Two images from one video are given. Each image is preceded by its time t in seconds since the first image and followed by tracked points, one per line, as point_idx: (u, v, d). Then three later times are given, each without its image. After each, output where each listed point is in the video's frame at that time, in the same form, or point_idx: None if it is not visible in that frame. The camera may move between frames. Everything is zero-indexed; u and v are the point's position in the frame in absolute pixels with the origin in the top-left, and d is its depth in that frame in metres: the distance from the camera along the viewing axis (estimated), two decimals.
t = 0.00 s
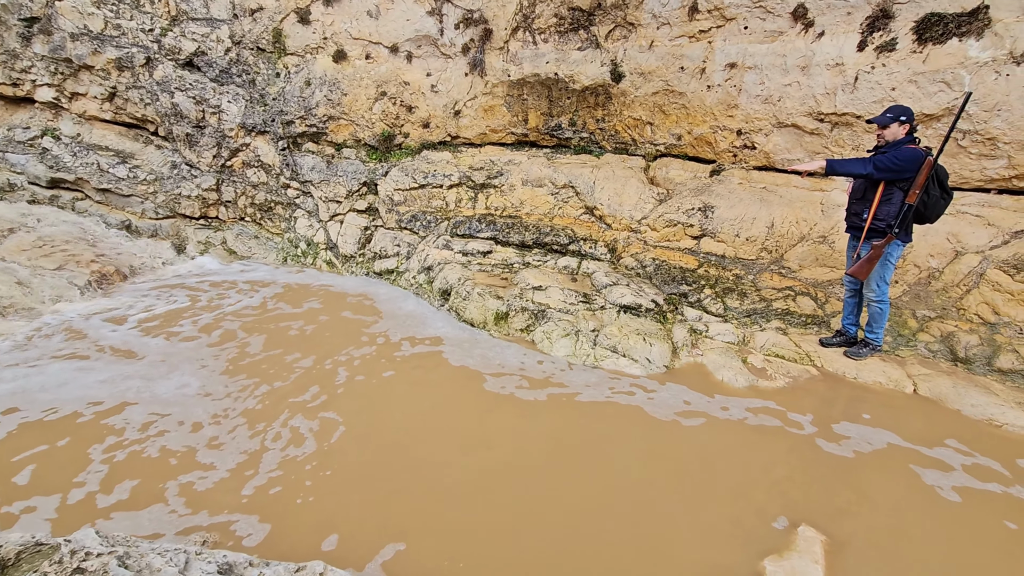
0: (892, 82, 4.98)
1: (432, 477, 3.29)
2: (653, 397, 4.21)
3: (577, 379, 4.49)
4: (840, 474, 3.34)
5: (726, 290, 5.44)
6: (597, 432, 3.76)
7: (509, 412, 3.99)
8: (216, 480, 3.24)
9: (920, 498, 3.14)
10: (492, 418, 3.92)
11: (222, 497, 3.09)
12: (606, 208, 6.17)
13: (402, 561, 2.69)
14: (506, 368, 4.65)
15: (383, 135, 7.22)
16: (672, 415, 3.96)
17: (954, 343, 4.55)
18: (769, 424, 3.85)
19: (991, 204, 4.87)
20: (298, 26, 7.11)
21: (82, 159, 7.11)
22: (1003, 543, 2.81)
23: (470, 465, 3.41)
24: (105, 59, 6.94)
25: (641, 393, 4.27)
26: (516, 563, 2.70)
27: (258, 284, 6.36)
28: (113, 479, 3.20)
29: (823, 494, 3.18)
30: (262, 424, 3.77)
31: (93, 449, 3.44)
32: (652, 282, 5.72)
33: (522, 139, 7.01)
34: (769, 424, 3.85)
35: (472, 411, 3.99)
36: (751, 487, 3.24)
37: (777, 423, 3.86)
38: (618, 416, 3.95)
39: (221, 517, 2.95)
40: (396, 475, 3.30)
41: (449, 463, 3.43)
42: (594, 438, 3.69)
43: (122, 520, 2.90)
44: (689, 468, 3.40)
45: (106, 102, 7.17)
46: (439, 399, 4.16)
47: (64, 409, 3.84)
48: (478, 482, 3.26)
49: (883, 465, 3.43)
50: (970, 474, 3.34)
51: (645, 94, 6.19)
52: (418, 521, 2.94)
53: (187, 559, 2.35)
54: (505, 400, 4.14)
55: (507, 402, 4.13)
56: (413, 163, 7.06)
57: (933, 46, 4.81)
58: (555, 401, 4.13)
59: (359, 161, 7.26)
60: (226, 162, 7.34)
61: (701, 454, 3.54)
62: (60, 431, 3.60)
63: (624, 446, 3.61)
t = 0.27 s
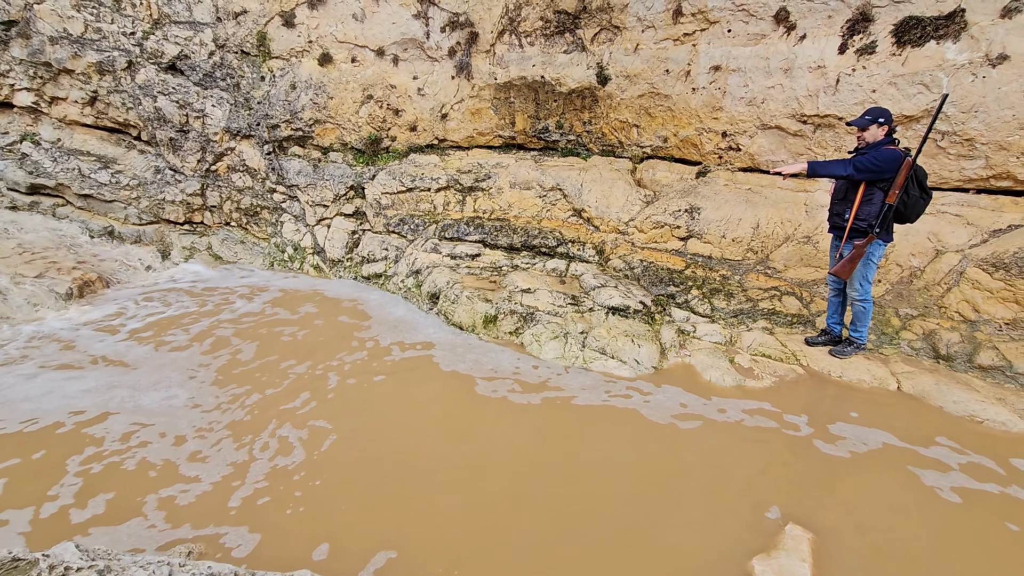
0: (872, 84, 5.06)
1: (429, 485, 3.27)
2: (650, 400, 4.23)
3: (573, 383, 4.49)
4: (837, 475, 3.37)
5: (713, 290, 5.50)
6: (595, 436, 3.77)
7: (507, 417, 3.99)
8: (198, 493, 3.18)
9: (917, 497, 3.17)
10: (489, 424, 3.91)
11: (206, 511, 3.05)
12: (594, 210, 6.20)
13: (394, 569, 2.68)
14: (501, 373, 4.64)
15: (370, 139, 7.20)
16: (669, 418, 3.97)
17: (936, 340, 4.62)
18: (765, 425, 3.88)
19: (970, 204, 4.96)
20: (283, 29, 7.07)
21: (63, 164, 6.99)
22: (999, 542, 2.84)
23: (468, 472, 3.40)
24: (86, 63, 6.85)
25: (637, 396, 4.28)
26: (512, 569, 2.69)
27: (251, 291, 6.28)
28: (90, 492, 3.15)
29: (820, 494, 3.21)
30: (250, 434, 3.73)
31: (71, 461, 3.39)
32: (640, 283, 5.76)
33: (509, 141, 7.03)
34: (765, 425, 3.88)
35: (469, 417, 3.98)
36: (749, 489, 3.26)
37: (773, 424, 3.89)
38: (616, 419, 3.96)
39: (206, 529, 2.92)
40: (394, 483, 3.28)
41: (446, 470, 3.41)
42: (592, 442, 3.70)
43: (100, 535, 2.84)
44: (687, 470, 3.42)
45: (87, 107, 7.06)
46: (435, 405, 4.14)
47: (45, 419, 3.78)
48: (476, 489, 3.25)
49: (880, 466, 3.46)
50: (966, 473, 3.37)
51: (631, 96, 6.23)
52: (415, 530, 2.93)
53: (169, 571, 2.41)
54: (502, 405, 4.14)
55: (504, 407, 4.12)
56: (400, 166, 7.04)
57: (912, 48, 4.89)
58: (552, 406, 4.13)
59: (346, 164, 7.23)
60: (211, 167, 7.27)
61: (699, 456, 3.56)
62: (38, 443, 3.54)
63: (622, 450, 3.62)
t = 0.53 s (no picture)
0: (866, 83, 5.08)
1: (435, 489, 3.25)
2: (656, 401, 4.21)
3: (578, 385, 4.47)
4: (846, 475, 3.35)
5: (710, 289, 5.51)
6: (602, 439, 3.74)
7: (513, 420, 3.96)
8: (192, 502, 3.15)
9: (927, 498, 3.16)
10: (494, 426, 3.88)
11: (200, 518, 3.03)
12: (590, 210, 6.20)
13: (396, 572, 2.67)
14: (506, 376, 4.61)
15: (366, 140, 7.19)
16: (674, 419, 3.96)
17: (932, 337, 4.65)
18: (772, 426, 3.86)
19: (964, 201, 4.99)
20: (278, 32, 7.06)
21: (57, 167, 6.98)
22: (1011, 543, 2.83)
23: (475, 476, 3.37)
24: (80, 66, 6.84)
25: (642, 397, 4.27)
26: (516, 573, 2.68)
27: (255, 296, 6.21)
28: (80, 499, 3.12)
29: (830, 495, 3.19)
30: (249, 441, 3.70)
31: (64, 467, 3.37)
32: (637, 283, 5.78)
33: (506, 142, 7.04)
34: (772, 425, 3.87)
35: (475, 420, 3.96)
36: (758, 490, 3.25)
37: (780, 424, 3.88)
38: (622, 421, 3.94)
39: (202, 536, 2.90)
40: (400, 488, 3.26)
41: (452, 474, 3.39)
42: (599, 445, 3.68)
43: (91, 543, 2.82)
44: (695, 472, 3.40)
45: (82, 110, 7.05)
46: (439, 408, 4.11)
47: (40, 424, 3.77)
48: (483, 493, 3.23)
49: (888, 465, 3.45)
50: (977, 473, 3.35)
51: (626, 96, 6.24)
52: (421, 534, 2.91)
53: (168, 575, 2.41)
54: (506, 408, 4.12)
55: (508, 409, 4.10)
56: (397, 168, 7.03)
57: (905, 47, 4.92)
58: (558, 408, 4.11)
59: (343, 166, 7.22)
60: (206, 169, 7.24)
61: (706, 458, 3.54)
62: (31, 448, 3.54)
63: (630, 452, 3.59)
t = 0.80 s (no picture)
0: (869, 79, 5.06)
1: (443, 488, 3.26)
2: (666, 400, 4.20)
3: (589, 383, 4.45)
4: (860, 474, 3.33)
5: (712, 286, 5.51)
6: (613, 438, 3.73)
7: (523, 420, 3.95)
8: (194, 505, 3.14)
9: (944, 497, 3.12)
10: (504, 427, 3.87)
11: (203, 519, 3.03)
12: (592, 208, 6.20)
13: (402, 569, 2.70)
14: (516, 376, 4.58)
15: (368, 139, 7.19)
16: (685, 417, 3.95)
17: (935, 333, 4.63)
18: (785, 424, 3.84)
19: (967, 197, 4.97)
20: (279, 31, 7.07)
21: (60, 168, 7.00)
22: None
23: (486, 476, 3.37)
24: (82, 67, 6.85)
25: (653, 395, 4.26)
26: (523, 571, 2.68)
27: (267, 295, 6.20)
28: (80, 500, 3.13)
29: (844, 495, 3.17)
30: (254, 443, 3.69)
31: (65, 467, 3.39)
32: (639, 281, 5.77)
33: (507, 140, 7.03)
34: (785, 424, 3.85)
35: (485, 420, 3.95)
36: (772, 490, 3.23)
37: (792, 422, 3.86)
38: (633, 421, 3.93)
39: (206, 534, 2.92)
40: (411, 488, 3.26)
41: (462, 474, 3.39)
42: (611, 445, 3.66)
43: (94, 543, 2.83)
44: (707, 472, 3.39)
45: (84, 111, 7.06)
46: (448, 408, 4.11)
47: (45, 424, 3.79)
48: (495, 494, 3.22)
49: (904, 464, 3.42)
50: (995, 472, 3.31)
51: (627, 94, 6.23)
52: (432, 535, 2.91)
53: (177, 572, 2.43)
54: (516, 407, 4.11)
55: (518, 409, 4.09)
56: (398, 166, 7.04)
57: (908, 42, 4.90)
58: (568, 407, 4.10)
59: (344, 165, 7.23)
60: (208, 169, 7.27)
61: (718, 457, 3.52)
62: (35, 447, 3.56)
63: (641, 452, 3.58)
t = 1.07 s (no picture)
0: (869, 76, 5.06)
1: (451, 489, 3.25)
2: (676, 400, 4.17)
3: (597, 383, 4.44)
4: (875, 475, 3.30)
5: (713, 285, 5.51)
6: (624, 439, 3.71)
7: (533, 421, 3.93)
8: (193, 508, 3.13)
9: (961, 498, 3.09)
10: (514, 427, 3.85)
11: (202, 521, 3.02)
12: (592, 207, 6.20)
13: (406, 568, 2.71)
14: (524, 376, 4.56)
15: (368, 138, 7.19)
16: (695, 417, 3.93)
17: (936, 330, 4.64)
18: (796, 423, 3.82)
19: (968, 194, 4.97)
20: (279, 31, 7.06)
21: (62, 168, 7.01)
22: None
23: (498, 478, 3.35)
24: (83, 67, 6.85)
25: (662, 395, 4.24)
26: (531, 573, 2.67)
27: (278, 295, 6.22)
28: (78, 501, 3.13)
29: (860, 495, 3.14)
30: (256, 446, 3.68)
31: (64, 467, 3.39)
32: (640, 279, 5.78)
33: (507, 139, 7.03)
34: (796, 423, 3.82)
35: (494, 421, 3.93)
36: (786, 491, 3.20)
37: (804, 422, 3.83)
38: (642, 421, 3.91)
39: (207, 534, 2.93)
40: (422, 490, 3.25)
41: (471, 475, 3.38)
42: (622, 445, 3.64)
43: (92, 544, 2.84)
44: (720, 472, 3.36)
45: (85, 111, 7.06)
46: (456, 408, 4.10)
47: (48, 423, 3.81)
48: (506, 495, 3.20)
49: (919, 464, 3.38)
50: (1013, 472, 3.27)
51: (628, 92, 6.23)
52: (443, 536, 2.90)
53: (181, 569, 2.44)
54: (525, 407, 4.09)
55: (527, 409, 4.08)
56: (399, 166, 7.04)
57: (908, 40, 4.89)
58: (578, 407, 4.08)
59: (345, 165, 7.24)
60: (209, 169, 7.27)
61: (730, 457, 3.50)
62: (37, 446, 3.58)
63: (653, 452, 3.55)
